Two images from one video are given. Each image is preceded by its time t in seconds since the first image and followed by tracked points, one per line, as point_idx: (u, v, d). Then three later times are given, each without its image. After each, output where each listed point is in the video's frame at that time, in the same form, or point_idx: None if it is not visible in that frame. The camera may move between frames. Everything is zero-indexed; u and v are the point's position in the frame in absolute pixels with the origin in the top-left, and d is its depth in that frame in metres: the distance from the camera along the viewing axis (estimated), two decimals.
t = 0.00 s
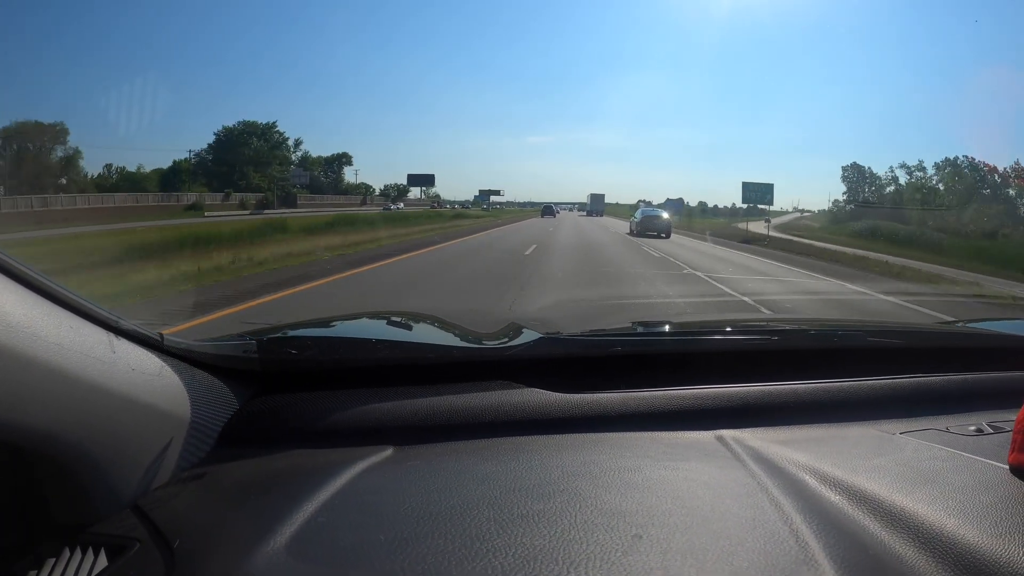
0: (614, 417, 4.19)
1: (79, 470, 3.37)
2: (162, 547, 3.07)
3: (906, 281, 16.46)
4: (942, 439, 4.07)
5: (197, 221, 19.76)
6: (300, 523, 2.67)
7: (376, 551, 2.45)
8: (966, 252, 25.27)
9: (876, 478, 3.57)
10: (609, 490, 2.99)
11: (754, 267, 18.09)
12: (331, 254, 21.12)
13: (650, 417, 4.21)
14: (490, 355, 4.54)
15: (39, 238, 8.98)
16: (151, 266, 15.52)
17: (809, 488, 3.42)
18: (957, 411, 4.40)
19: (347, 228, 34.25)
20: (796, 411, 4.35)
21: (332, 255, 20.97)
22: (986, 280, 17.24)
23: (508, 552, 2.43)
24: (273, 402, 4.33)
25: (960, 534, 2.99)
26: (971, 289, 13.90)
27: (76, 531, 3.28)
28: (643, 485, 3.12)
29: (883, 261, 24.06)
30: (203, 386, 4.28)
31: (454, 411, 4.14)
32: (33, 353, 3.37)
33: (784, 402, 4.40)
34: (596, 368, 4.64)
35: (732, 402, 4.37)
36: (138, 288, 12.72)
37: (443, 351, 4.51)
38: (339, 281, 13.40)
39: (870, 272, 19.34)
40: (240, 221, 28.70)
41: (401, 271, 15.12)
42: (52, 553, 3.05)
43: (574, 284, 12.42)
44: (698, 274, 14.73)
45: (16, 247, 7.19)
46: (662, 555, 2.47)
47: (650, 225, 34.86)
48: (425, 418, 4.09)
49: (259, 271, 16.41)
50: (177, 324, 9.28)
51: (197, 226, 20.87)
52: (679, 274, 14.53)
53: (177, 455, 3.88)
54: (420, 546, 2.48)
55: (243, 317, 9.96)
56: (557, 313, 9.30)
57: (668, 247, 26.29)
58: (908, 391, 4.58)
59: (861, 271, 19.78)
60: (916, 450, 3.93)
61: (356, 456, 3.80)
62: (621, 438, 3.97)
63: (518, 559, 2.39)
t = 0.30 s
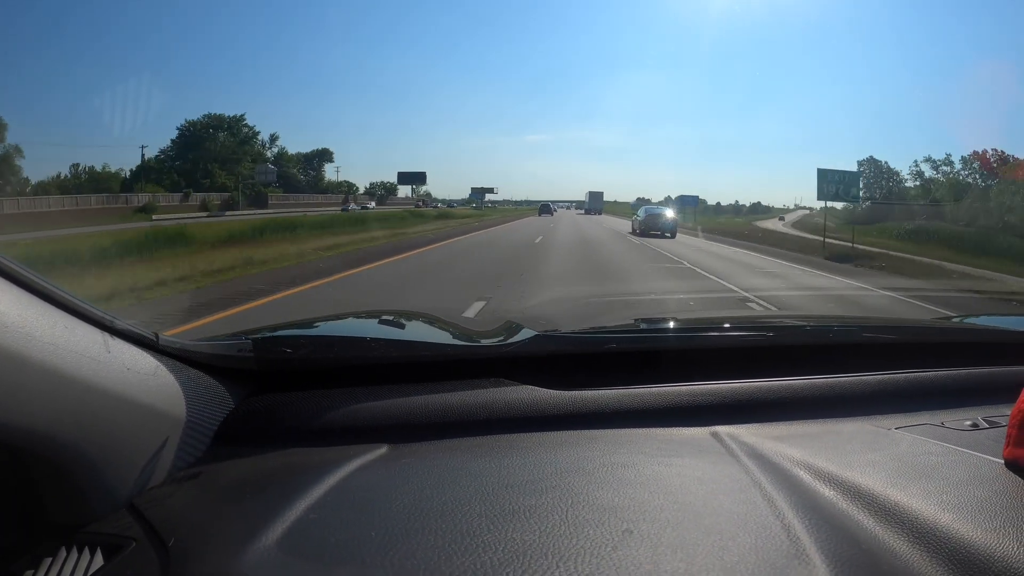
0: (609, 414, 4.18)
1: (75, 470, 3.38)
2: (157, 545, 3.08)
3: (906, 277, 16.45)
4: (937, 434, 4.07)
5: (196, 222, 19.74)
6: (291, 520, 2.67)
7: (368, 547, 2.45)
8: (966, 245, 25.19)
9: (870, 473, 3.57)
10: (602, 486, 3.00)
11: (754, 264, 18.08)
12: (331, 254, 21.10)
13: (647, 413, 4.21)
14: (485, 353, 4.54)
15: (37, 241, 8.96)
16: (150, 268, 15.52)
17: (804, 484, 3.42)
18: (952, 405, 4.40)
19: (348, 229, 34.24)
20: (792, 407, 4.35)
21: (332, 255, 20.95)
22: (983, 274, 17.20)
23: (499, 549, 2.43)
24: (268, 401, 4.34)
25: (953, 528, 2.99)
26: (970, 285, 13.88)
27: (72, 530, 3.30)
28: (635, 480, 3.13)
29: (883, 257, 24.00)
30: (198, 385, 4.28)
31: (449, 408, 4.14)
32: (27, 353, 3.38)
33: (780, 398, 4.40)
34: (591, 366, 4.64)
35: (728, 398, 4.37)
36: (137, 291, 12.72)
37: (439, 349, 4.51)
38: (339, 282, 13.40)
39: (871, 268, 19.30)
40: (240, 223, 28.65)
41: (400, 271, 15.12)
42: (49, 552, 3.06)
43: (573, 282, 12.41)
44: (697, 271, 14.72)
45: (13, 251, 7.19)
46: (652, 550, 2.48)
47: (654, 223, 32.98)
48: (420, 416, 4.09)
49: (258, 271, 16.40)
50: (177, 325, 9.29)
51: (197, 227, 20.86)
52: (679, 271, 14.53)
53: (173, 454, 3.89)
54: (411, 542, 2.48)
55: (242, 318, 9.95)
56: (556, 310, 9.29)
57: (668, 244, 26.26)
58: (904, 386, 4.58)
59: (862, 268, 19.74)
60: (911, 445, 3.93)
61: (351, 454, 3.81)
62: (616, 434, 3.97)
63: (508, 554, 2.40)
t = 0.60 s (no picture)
0: (607, 411, 4.17)
1: (71, 471, 3.39)
2: (154, 545, 3.08)
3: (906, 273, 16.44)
4: (935, 430, 4.06)
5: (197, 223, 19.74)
6: (286, 518, 2.67)
7: (362, 545, 2.45)
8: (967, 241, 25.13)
9: (868, 469, 3.57)
10: (598, 484, 2.99)
11: (754, 261, 18.06)
12: (332, 255, 21.09)
13: (644, 410, 4.20)
14: (483, 351, 4.53)
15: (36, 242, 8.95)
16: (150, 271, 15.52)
17: (800, 480, 3.42)
18: (950, 401, 4.39)
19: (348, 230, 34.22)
20: (790, 403, 4.34)
21: (333, 255, 20.92)
22: (984, 270, 17.16)
23: (493, 546, 2.43)
24: (265, 401, 4.34)
25: (951, 524, 2.98)
26: (971, 281, 13.86)
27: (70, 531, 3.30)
28: (631, 478, 3.12)
29: (884, 254, 23.95)
30: (195, 385, 4.28)
31: (446, 407, 4.13)
32: (24, 354, 3.38)
33: (778, 394, 4.39)
34: (588, 364, 4.62)
35: (726, 395, 4.36)
36: (137, 293, 12.72)
37: (435, 348, 4.50)
38: (339, 282, 13.40)
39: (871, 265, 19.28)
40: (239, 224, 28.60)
41: (400, 271, 15.12)
42: (47, 554, 3.06)
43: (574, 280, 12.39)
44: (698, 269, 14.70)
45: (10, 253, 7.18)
46: (647, 547, 2.47)
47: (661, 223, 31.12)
48: (418, 414, 4.08)
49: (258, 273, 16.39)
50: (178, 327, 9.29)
51: (198, 228, 20.85)
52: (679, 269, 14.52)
53: (170, 454, 3.89)
54: (405, 540, 2.48)
55: (242, 319, 9.97)
56: (556, 308, 9.27)
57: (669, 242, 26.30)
58: (901, 382, 4.56)
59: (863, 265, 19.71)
60: (908, 441, 3.93)
61: (348, 453, 3.80)
62: (613, 432, 3.96)
63: (502, 551, 2.40)
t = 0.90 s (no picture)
0: (606, 412, 4.17)
1: (71, 473, 3.40)
2: (153, 547, 3.08)
3: (906, 272, 16.44)
4: (935, 431, 4.06)
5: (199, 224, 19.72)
6: (284, 520, 2.68)
7: (360, 547, 2.46)
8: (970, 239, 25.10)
9: (867, 470, 3.57)
10: (595, 485, 3.00)
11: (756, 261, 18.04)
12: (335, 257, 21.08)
13: (643, 411, 4.20)
14: (481, 352, 4.54)
15: (38, 244, 8.94)
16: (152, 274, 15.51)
17: (800, 482, 3.42)
18: (950, 402, 4.39)
19: (351, 232, 34.16)
20: (790, 404, 4.34)
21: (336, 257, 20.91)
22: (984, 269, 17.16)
23: (490, 547, 2.44)
24: (264, 402, 4.34)
25: (951, 526, 2.98)
26: (974, 281, 13.83)
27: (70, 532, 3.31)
28: (629, 479, 3.13)
29: (887, 252, 23.90)
30: (194, 387, 4.29)
31: (445, 408, 4.13)
32: (23, 358, 3.38)
33: (778, 396, 4.38)
34: (588, 365, 4.62)
35: (725, 396, 4.36)
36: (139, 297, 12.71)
37: (435, 349, 4.50)
38: (341, 284, 13.40)
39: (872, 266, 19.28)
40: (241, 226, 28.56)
41: (403, 272, 15.10)
42: (47, 555, 3.07)
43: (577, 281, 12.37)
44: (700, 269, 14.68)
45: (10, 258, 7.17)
46: (644, 549, 2.47)
47: (667, 224, 29.80)
48: (417, 415, 4.08)
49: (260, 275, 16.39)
50: (182, 329, 9.31)
51: (201, 230, 20.83)
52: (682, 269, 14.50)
53: (170, 456, 3.90)
54: (402, 541, 2.49)
55: (244, 322, 9.95)
56: (560, 309, 9.26)
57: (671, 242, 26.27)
58: (901, 383, 4.56)
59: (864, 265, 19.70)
60: (908, 442, 3.93)
61: (347, 454, 3.81)
62: (612, 433, 3.96)
63: (499, 553, 2.41)
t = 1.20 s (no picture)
0: (606, 417, 4.16)
1: (71, 474, 3.40)
2: (151, 549, 3.08)
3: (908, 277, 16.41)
4: (935, 437, 4.06)
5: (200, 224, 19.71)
6: (284, 524, 2.68)
7: (360, 552, 2.46)
8: (971, 243, 25.08)
9: (867, 476, 3.56)
10: (595, 490, 2.99)
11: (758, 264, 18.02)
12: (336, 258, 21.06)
13: (643, 416, 4.20)
14: (482, 355, 4.53)
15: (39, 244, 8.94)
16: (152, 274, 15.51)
17: (800, 488, 3.41)
18: (951, 407, 4.38)
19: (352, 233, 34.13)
20: (790, 409, 4.33)
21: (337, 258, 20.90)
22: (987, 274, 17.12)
23: (489, 552, 2.44)
24: (264, 404, 4.33)
25: (951, 533, 2.98)
26: (976, 285, 13.80)
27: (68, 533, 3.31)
28: (628, 485, 3.13)
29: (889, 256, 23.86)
30: (195, 389, 4.29)
31: (445, 411, 4.13)
32: (23, 359, 3.37)
33: (778, 401, 4.38)
34: (588, 369, 4.61)
35: (726, 401, 4.35)
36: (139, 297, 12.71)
37: (435, 352, 4.50)
38: (341, 286, 13.41)
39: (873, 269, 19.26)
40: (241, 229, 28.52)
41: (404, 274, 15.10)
42: (45, 556, 3.07)
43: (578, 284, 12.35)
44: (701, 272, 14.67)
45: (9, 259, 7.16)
46: (644, 555, 2.47)
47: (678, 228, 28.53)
48: (417, 418, 4.08)
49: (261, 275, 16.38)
50: (182, 330, 9.31)
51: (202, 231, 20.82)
52: (683, 272, 14.48)
53: (169, 458, 3.90)
54: (403, 546, 2.49)
55: (245, 323, 9.94)
56: (561, 312, 9.25)
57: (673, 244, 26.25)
58: (903, 388, 4.55)
59: (866, 269, 19.68)
60: (909, 448, 3.92)
61: (347, 456, 3.81)
62: (612, 437, 3.95)
63: (498, 558, 2.41)
